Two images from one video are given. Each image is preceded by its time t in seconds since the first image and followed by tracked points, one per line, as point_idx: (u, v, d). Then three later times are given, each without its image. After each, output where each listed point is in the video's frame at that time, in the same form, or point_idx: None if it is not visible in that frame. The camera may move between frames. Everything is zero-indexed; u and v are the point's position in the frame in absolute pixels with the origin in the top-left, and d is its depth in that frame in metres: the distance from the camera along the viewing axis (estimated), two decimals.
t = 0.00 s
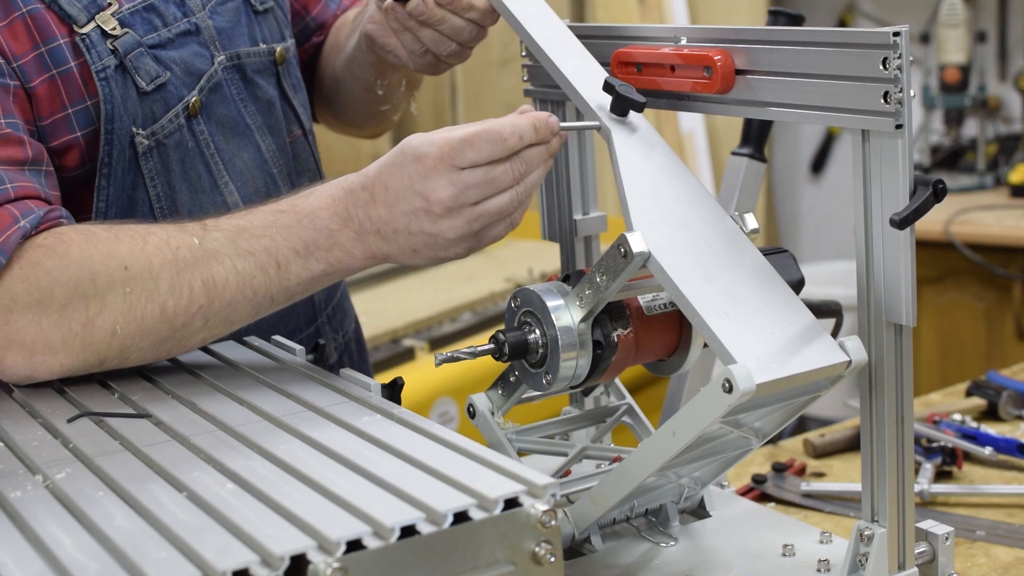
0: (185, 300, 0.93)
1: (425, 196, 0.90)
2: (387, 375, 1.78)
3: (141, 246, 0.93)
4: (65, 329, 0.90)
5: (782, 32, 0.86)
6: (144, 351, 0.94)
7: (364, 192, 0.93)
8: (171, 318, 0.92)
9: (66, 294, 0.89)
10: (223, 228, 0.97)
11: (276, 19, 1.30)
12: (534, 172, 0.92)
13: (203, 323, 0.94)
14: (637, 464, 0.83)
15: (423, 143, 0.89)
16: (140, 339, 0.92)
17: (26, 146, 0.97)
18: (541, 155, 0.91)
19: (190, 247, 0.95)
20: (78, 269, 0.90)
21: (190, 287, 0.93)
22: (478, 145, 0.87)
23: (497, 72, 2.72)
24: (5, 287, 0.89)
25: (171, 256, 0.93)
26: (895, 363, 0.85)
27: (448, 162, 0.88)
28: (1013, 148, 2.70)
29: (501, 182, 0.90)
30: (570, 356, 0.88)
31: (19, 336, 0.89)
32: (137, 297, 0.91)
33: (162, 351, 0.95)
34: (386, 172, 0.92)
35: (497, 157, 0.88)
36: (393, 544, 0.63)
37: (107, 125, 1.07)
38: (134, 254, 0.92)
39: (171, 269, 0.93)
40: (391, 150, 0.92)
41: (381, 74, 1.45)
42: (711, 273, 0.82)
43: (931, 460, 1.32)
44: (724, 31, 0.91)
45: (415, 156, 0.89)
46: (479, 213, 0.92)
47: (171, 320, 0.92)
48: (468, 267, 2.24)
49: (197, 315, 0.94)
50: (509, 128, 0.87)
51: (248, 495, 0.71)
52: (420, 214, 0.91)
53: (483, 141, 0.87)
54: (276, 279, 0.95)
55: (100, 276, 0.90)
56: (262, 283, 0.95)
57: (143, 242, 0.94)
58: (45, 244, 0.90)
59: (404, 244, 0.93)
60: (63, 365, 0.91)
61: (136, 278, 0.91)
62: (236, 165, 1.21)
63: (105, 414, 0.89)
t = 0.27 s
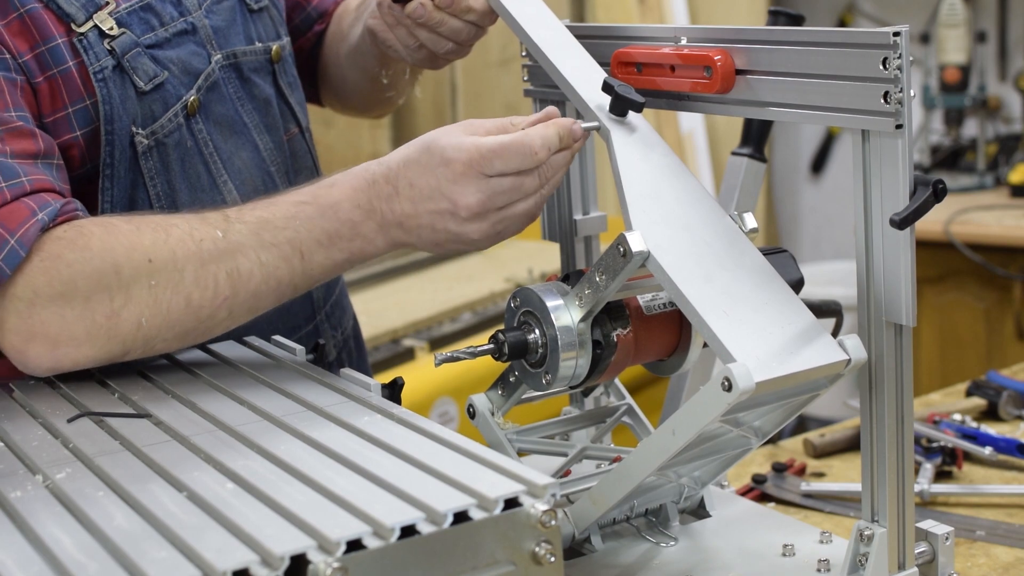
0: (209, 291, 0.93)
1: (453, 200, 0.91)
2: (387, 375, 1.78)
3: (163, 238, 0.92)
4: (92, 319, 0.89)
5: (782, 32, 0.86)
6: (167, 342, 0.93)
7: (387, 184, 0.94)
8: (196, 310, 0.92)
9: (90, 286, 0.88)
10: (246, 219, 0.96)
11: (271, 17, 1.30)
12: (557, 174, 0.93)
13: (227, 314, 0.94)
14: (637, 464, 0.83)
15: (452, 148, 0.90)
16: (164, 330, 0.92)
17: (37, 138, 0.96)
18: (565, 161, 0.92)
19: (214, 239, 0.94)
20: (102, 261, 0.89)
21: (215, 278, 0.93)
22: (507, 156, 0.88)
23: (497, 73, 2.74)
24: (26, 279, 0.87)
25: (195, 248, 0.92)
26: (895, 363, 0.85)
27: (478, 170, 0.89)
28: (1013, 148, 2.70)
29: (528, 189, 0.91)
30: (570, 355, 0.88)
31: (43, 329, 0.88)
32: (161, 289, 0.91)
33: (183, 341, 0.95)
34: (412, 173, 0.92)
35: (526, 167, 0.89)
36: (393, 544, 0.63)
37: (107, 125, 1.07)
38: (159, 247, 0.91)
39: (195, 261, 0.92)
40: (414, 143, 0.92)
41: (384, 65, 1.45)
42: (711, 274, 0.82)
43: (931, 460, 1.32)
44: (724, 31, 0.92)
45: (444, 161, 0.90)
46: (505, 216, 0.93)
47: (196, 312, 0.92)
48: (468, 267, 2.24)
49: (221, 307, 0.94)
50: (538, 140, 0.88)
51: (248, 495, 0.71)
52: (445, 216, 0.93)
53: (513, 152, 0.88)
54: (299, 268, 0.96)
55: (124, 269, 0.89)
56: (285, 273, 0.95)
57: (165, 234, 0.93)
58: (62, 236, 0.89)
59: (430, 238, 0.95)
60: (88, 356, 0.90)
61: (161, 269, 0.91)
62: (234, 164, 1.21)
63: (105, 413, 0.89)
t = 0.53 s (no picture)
0: (220, 296, 0.93)
1: (461, 204, 0.91)
2: (387, 375, 1.78)
3: (171, 244, 0.93)
4: (106, 327, 0.90)
5: (782, 32, 0.86)
6: (181, 346, 0.94)
7: (394, 185, 0.93)
8: (207, 315, 0.93)
9: (102, 295, 0.89)
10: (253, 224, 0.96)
11: (265, 11, 1.30)
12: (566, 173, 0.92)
13: (238, 318, 0.95)
14: (636, 463, 0.83)
15: (458, 153, 0.89)
16: (178, 335, 0.93)
17: (37, 147, 0.96)
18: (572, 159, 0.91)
19: (223, 245, 0.94)
20: (112, 270, 0.89)
21: (226, 283, 0.93)
22: (515, 162, 0.87)
23: (497, 73, 2.75)
24: (37, 291, 0.89)
25: (204, 255, 0.93)
26: (895, 363, 0.85)
27: (485, 175, 0.88)
28: (1013, 148, 2.69)
29: (536, 192, 0.90)
30: (570, 355, 0.88)
31: (56, 338, 0.89)
32: (172, 296, 0.91)
33: (197, 344, 0.95)
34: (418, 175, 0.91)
35: (533, 172, 0.88)
36: (393, 544, 0.63)
37: (101, 139, 1.06)
38: (168, 254, 0.92)
39: (205, 268, 0.93)
40: (418, 144, 0.91)
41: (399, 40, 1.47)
42: (711, 274, 0.82)
43: (931, 460, 1.32)
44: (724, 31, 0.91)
45: (451, 165, 0.89)
46: (514, 217, 0.92)
47: (207, 317, 0.93)
48: (468, 267, 2.24)
49: (233, 311, 0.94)
50: (545, 145, 0.87)
51: (248, 495, 0.71)
52: (454, 217, 0.92)
53: (520, 159, 0.86)
54: (309, 270, 0.96)
55: (134, 276, 0.90)
56: (295, 275, 0.96)
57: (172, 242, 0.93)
58: (71, 246, 0.90)
59: (438, 237, 0.95)
60: (104, 362, 0.91)
61: (171, 277, 0.91)
62: (230, 166, 1.21)
63: (105, 414, 0.89)
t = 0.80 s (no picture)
0: (232, 284, 0.93)
1: (469, 177, 0.91)
2: (387, 375, 1.78)
3: (181, 233, 0.93)
4: (119, 319, 0.90)
5: (783, 32, 0.86)
6: (197, 335, 0.94)
7: (401, 164, 0.93)
8: (220, 304, 0.93)
9: (112, 288, 0.89)
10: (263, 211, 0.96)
11: (260, 10, 1.29)
12: (574, 143, 0.92)
13: (252, 305, 0.95)
14: (635, 462, 0.83)
15: (462, 126, 0.89)
16: (192, 324, 0.93)
17: (40, 145, 0.96)
18: (580, 127, 0.91)
19: (232, 233, 0.94)
20: (122, 263, 0.89)
21: (237, 271, 0.93)
22: (519, 132, 0.87)
23: (498, 73, 2.70)
24: (48, 287, 0.89)
25: (214, 242, 0.93)
26: (895, 362, 0.85)
27: (491, 147, 0.88)
28: (1013, 148, 2.69)
29: (543, 162, 0.90)
30: (572, 342, 0.88)
31: (70, 333, 0.89)
32: (183, 285, 0.91)
33: (210, 334, 0.95)
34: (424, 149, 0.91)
35: (538, 142, 0.88)
36: (393, 544, 0.63)
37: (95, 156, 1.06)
38: (180, 244, 0.92)
39: (215, 255, 0.92)
40: (423, 120, 0.91)
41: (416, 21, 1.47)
42: (711, 259, 0.82)
43: (931, 460, 1.32)
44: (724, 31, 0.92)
45: (457, 139, 0.90)
46: (523, 189, 0.93)
47: (220, 306, 0.93)
48: (469, 267, 2.23)
49: (245, 299, 0.94)
50: (549, 114, 0.87)
51: (247, 495, 0.71)
52: (463, 190, 0.92)
53: (524, 128, 0.86)
54: (321, 254, 0.96)
55: (144, 267, 0.90)
56: (307, 259, 0.96)
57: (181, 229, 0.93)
58: (81, 241, 0.90)
59: (448, 212, 0.95)
60: (119, 354, 0.91)
61: (182, 266, 0.91)
62: (226, 173, 1.19)
63: (105, 414, 0.89)
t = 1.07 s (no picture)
0: (230, 287, 0.93)
1: (468, 174, 0.91)
2: (387, 375, 1.78)
3: (179, 237, 0.93)
4: (117, 323, 0.90)
5: (784, 32, 0.86)
6: (193, 340, 0.94)
7: (401, 166, 0.93)
8: (218, 307, 0.93)
9: (110, 291, 0.89)
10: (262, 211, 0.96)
11: (264, 13, 1.27)
12: (571, 141, 0.92)
13: (250, 308, 0.95)
14: (634, 461, 0.83)
15: (461, 123, 0.89)
16: (189, 329, 0.93)
17: (33, 149, 0.96)
18: (578, 124, 0.91)
19: (230, 234, 0.94)
20: (120, 266, 0.89)
21: (235, 274, 0.93)
22: (517, 127, 0.87)
23: (498, 72, 2.70)
24: (45, 291, 0.89)
25: (213, 245, 0.93)
26: (895, 362, 0.85)
27: (490, 143, 0.88)
28: (1013, 148, 2.69)
29: (543, 158, 0.90)
30: (570, 341, 0.88)
31: (66, 337, 0.89)
32: (182, 288, 0.91)
33: (208, 338, 0.95)
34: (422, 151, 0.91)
35: (537, 136, 0.88)
36: (393, 544, 0.63)
37: (85, 171, 1.06)
38: (177, 247, 0.92)
39: (213, 257, 0.92)
40: (421, 120, 0.91)
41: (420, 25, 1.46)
42: (710, 256, 0.82)
43: (931, 460, 1.32)
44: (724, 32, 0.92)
45: (455, 136, 0.89)
46: (522, 187, 0.92)
47: (218, 309, 0.93)
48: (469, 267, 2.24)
49: (242, 302, 0.94)
50: (547, 108, 0.87)
51: (247, 495, 0.71)
52: (464, 188, 0.92)
53: (522, 123, 0.87)
54: (319, 258, 0.96)
55: (142, 270, 0.90)
56: (305, 261, 0.95)
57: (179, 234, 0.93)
58: (77, 244, 0.90)
59: (448, 213, 0.95)
60: (115, 358, 0.91)
61: (180, 269, 0.91)
62: (222, 182, 1.19)
63: (105, 414, 0.89)
